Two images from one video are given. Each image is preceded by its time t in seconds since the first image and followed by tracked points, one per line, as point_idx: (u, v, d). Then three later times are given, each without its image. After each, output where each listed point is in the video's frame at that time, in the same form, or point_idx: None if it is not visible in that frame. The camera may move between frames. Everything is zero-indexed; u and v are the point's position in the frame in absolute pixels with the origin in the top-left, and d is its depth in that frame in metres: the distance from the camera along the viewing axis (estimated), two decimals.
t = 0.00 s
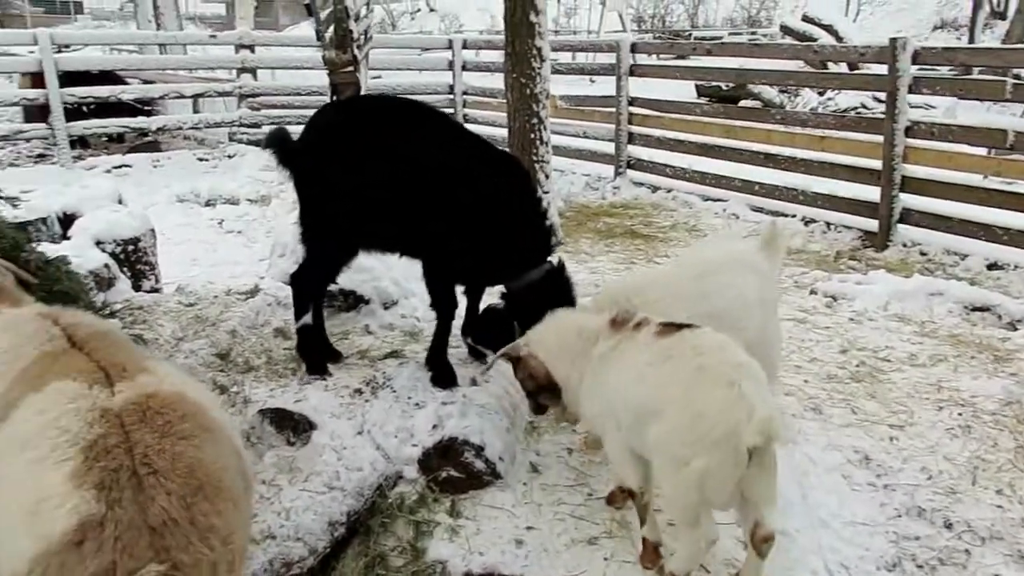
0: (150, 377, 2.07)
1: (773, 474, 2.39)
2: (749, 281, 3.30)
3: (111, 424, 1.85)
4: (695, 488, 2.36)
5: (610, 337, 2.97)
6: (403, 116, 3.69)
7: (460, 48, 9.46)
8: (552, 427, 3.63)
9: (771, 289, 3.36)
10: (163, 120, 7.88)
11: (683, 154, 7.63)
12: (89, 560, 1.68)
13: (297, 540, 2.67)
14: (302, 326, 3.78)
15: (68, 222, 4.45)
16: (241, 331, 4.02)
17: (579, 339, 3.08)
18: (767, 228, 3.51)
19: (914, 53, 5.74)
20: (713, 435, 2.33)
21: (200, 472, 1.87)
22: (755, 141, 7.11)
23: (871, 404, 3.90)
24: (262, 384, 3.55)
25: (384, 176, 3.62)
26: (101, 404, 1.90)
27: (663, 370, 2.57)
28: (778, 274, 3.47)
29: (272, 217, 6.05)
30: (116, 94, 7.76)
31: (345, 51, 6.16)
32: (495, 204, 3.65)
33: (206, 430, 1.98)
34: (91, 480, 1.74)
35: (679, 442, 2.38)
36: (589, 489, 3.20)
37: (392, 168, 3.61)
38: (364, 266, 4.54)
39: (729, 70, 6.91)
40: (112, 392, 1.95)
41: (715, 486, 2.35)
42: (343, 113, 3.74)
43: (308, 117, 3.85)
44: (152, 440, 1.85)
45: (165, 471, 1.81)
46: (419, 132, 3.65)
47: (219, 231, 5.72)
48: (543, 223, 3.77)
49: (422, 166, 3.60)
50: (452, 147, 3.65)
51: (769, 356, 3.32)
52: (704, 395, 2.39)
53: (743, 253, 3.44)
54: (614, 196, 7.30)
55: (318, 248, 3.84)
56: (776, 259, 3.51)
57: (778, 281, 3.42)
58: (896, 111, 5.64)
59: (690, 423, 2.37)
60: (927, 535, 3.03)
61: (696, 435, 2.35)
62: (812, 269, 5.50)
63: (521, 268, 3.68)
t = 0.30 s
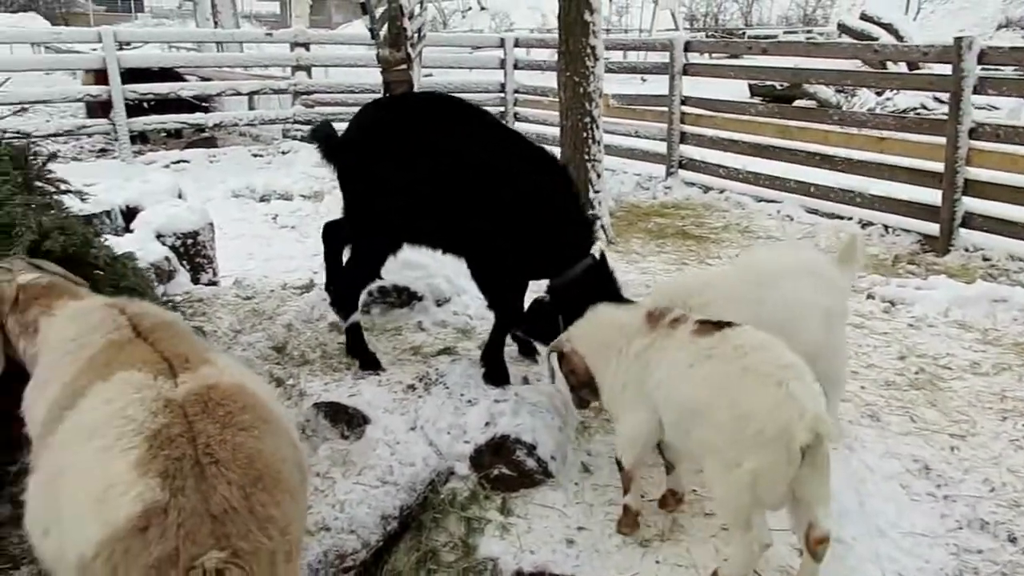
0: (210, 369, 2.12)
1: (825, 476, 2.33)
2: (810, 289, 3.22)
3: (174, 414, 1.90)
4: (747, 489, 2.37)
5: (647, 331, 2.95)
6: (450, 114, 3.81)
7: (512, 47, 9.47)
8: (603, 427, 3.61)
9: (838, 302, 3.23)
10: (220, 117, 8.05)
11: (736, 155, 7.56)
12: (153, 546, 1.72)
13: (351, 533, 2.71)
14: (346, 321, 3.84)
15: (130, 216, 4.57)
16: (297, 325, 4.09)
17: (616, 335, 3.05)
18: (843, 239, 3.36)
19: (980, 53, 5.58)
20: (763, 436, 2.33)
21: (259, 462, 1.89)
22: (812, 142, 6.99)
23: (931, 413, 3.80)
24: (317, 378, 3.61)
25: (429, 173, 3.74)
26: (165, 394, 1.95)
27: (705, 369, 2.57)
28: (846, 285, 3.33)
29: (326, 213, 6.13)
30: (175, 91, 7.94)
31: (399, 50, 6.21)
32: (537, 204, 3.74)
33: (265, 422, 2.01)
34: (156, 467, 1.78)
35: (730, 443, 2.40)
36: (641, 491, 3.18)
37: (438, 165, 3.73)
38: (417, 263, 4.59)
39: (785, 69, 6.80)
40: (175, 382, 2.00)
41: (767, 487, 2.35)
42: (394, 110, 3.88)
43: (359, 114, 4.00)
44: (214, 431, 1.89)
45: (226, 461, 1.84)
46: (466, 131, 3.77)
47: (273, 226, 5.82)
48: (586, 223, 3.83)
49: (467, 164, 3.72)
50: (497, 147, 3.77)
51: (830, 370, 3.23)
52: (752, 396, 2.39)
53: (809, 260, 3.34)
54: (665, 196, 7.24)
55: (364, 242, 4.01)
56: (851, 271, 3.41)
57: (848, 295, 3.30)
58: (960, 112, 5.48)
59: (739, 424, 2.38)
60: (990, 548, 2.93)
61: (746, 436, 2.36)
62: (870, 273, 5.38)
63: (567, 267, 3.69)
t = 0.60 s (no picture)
0: (258, 357, 2.15)
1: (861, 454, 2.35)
2: (873, 298, 3.14)
3: (223, 400, 1.93)
4: (784, 474, 2.37)
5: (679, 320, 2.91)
6: (472, 107, 3.98)
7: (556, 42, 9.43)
8: (645, 424, 3.59)
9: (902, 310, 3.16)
10: (266, 111, 8.17)
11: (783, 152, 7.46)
12: (202, 527, 1.74)
13: (393, 523, 2.74)
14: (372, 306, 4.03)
15: (180, 206, 4.66)
16: (341, 317, 4.14)
17: (653, 325, 3.04)
18: (918, 248, 3.28)
19: None
20: (797, 418, 2.33)
21: (305, 448, 1.91)
22: (861, 139, 6.86)
23: (983, 417, 3.70)
24: (361, 369, 3.65)
25: (454, 166, 3.92)
26: (215, 380, 1.98)
27: (735, 357, 2.54)
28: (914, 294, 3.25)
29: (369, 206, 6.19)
30: (223, 85, 8.08)
31: (443, 45, 6.21)
32: (553, 195, 3.92)
33: (310, 410, 2.03)
34: (205, 451, 1.81)
35: (764, 430, 2.40)
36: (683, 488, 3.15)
37: (462, 158, 3.91)
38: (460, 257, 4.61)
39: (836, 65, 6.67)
40: (225, 369, 2.03)
41: (805, 470, 2.35)
42: (417, 103, 4.04)
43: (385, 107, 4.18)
44: (261, 417, 1.91)
45: (273, 447, 1.86)
46: (487, 123, 3.95)
47: (317, 219, 5.89)
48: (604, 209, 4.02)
49: (489, 156, 3.90)
50: (517, 140, 3.94)
51: (891, 372, 3.20)
52: (783, 378, 2.38)
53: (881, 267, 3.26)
54: (709, 193, 7.17)
55: (394, 238, 4.11)
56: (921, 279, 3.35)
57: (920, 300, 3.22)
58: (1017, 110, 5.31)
59: (771, 410, 2.37)
60: None
61: (780, 422, 2.35)
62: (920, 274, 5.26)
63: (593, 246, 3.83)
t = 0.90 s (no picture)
0: (277, 354, 2.18)
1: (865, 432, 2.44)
2: (894, 299, 3.11)
3: (244, 396, 1.95)
4: (792, 455, 2.45)
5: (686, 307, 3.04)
6: (478, 104, 4.00)
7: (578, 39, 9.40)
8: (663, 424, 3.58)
9: (925, 316, 3.10)
10: (288, 108, 8.22)
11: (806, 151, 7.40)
12: (220, 519, 1.76)
13: (409, 520, 2.76)
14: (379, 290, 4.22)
15: (203, 203, 4.70)
16: (361, 314, 4.17)
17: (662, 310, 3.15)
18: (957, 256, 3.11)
19: None
20: (801, 400, 2.43)
21: (322, 444, 1.93)
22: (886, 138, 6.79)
23: (1007, 421, 3.65)
24: (380, 366, 3.67)
25: (462, 164, 3.93)
26: (236, 377, 2.00)
27: (735, 344, 2.69)
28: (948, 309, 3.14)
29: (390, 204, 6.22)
30: (246, 82, 8.14)
31: (464, 42, 6.24)
32: (553, 195, 3.98)
33: (328, 407, 2.05)
34: (225, 445, 1.83)
35: (772, 413, 2.49)
36: (701, 489, 3.14)
37: (466, 155, 3.93)
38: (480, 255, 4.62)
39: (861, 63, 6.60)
40: (246, 366, 2.05)
41: (812, 450, 2.43)
42: (426, 99, 4.07)
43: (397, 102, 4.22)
44: (281, 413, 1.93)
45: (292, 443, 1.88)
46: (493, 121, 3.98)
47: (338, 216, 5.93)
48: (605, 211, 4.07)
49: (493, 155, 3.93)
50: (522, 136, 3.98)
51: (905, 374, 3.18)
52: (787, 362, 2.49)
53: (912, 277, 3.17)
54: (730, 192, 7.12)
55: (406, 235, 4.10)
56: (959, 288, 3.18)
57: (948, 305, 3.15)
58: None
59: (775, 394, 2.49)
60: None
61: (786, 405, 2.46)
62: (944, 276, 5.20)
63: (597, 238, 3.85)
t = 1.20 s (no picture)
0: (292, 354, 2.19)
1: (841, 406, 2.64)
2: (866, 296, 3.24)
3: (260, 397, 1.96)
4: (774, 429, 2.66)
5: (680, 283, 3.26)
6: (474, 103, 4.02)
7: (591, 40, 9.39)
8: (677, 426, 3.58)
9: (896, 311, 3.22)
10: (302, 109, 8.26)
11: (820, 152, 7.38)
12: (236, 518, 1.76)
13: (423, 521, 2.78)
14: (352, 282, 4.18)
15: (217, 204, 4.73)
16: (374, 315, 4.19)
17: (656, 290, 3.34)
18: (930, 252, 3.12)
19: None
20: (780, 379, 2.62)
21: (337, 444, 1.93)
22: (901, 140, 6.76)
23: None
24: (393, 367, 3.67)
25: (459, 164, 3.97)
26: (252, 378, 2.02)
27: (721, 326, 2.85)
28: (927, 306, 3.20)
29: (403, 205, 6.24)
30: (259, 83, 8.18)
31: (477, 44, 6.25)
32: (553, 193, 3.99)
33: (342, 407, 2.06)
34: (241, 445, 1.84)
35: (755, 390, 2.70)
36: (714, 492, 3.13)
37: (463, 156, 3.96)
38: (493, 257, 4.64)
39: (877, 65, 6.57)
40: (261, 367, 2.06)
41: (791, 425, 2.63)
42: (420, 100, 4.08)
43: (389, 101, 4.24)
44: (296, 413, 1.94)
45: (307, 442, 1.89)
46: (490, 121, 3.98)
47: (351, 217, 5.95)
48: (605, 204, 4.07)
49: (490, 155, 3.93)
50: (521, 134, 3.99)
51: (887, 366, 3.29)
52: (769, 345, 2.66)
53: (889, 277, 3.23)
54: (743, 193, 7.10)
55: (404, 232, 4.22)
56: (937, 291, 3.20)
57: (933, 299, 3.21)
58: None
59: (760, 374, 2.67)
60: None
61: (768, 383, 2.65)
62: (959, 278, 5.16)
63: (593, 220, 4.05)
